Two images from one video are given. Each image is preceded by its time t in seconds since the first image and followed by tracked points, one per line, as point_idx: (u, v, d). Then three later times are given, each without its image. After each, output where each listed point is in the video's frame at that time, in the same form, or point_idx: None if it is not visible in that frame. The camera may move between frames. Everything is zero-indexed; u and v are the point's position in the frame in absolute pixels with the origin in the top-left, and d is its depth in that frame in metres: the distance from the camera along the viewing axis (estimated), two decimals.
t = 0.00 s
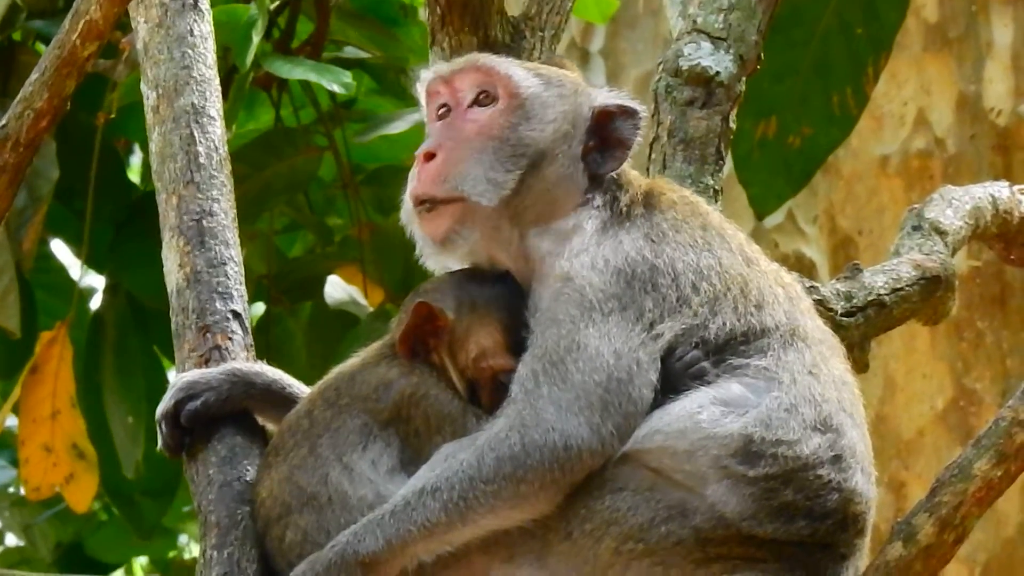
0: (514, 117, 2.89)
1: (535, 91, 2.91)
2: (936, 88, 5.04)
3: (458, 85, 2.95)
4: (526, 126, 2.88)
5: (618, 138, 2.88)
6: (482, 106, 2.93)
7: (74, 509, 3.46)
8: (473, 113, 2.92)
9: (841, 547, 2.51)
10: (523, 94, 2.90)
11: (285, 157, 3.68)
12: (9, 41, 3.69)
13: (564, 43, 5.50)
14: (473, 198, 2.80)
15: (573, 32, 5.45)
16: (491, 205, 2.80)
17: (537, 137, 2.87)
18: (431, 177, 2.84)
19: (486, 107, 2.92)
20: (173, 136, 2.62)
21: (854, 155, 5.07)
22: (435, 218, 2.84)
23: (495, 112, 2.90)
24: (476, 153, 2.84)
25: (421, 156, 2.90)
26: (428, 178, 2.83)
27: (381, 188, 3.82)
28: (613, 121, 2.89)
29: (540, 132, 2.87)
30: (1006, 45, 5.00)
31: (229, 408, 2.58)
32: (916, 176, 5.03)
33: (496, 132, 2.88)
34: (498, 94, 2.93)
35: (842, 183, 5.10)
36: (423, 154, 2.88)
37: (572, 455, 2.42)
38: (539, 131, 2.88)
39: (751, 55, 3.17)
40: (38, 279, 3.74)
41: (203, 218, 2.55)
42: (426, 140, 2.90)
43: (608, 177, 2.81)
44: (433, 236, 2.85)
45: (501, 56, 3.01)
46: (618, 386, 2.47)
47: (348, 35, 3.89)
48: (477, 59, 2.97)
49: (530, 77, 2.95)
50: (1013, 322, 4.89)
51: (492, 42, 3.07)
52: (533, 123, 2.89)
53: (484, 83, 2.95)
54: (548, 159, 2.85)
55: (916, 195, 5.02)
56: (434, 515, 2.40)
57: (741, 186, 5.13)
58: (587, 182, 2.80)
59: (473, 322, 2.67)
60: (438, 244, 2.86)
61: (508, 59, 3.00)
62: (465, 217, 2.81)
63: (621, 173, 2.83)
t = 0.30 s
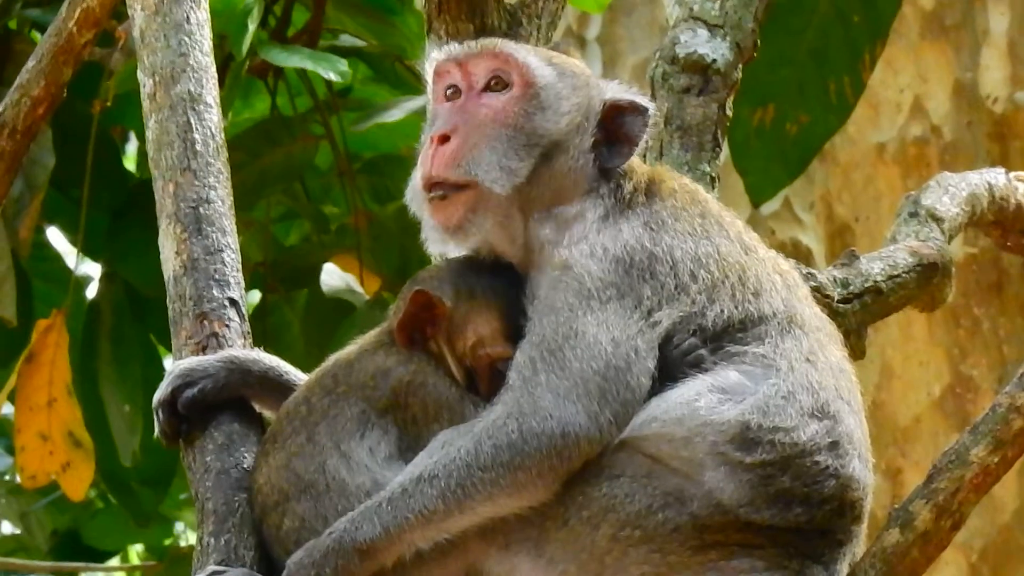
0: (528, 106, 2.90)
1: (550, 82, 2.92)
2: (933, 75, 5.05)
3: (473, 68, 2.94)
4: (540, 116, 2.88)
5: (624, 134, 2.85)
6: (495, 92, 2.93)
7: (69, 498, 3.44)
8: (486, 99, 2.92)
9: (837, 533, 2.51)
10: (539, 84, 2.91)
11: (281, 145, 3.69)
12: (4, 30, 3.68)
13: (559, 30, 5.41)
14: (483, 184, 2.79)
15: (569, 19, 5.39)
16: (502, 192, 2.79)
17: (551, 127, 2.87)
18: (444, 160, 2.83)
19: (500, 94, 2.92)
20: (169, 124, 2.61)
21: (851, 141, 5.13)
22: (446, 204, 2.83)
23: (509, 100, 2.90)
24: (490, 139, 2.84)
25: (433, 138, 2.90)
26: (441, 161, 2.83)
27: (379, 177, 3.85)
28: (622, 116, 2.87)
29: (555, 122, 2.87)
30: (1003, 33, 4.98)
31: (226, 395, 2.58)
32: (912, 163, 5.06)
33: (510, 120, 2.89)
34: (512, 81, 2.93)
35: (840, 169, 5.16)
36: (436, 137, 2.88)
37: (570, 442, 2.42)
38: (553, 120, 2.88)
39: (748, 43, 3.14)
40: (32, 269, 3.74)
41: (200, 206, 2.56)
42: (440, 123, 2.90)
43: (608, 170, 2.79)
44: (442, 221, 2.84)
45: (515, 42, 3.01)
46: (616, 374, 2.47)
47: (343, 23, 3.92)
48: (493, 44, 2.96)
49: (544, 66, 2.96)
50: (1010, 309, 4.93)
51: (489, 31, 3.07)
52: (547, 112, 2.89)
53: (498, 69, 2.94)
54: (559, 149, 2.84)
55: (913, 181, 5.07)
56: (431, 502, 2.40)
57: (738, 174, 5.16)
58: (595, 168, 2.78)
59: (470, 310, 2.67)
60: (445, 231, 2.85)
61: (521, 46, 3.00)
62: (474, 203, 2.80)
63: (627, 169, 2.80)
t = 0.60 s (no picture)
0: (536, 107, 2.86)
1: (554, 81, 2.89)
2: (923, 62, 4.98)
3: (476, 67, 2.86)
4: (550, 117, 2.86)
5: (621, 125, 2.87)
6: (499, 91, 2.87)
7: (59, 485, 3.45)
8: (491, 99, 2.86)
9: (828, 520, 2.50)
10: (544, 84, 2.88)
11: (272, 133, 3.70)
12: None
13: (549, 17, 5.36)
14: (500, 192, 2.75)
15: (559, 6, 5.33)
16: (519, 201, 2.76)
17: (564, 130, 2.85)
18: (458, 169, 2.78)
19: (505, 93, 2.86)
20: (160, 111, 2.61)
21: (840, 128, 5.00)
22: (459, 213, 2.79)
23: (515, 101, 2.85)
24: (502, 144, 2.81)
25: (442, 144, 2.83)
26: (455, 169, 2.77)
27: (370, 164, 3.85)
28: (617, 107, 2.89)
29: (566, 124, 2.85)
30: (992, 20, 4.94)
31: (216, 383, 2.58)
32: (902, 151, 4.99)
33: (518, 122, 2.85)
34: (517, 80, 2.87)
35: (830, 157, 5.04)
36: (448, 143, 2.81)
37: (561, 430, 2.42)
38: (564, 122, 2.86)
39: (739, 29, 3.12)
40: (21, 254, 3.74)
41: (191, 193, 2.55)
42: (448, 128, 2.83)
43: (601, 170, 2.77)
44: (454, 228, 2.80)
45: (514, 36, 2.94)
46: (607, 362, 2.47)
47: (334, 10, 3.92)
48: (495, 40, 2.88)
49: (545, 63, 2.92)
50: (999, 297, 4.86)
51: (479, 19, 3.07)
52: (555, 113, 2.87)
53: (502, 67, 2.88)
54: (569, 150, 2.83)
55: (903, 170, 4.99)
56: (422, 490, 2.39)
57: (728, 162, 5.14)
58: (599, 161, 2.78)
59: (463, 300, 2.68)
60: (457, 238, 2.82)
61: (521, 41, 2.93)
62: (491, 213, 2.76)
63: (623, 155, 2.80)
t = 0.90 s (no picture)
0: (561, 104, 2.83)
1: (577, 82, 2.88)
2: (918, 52, 4.91)
3: (504, 58, 2.80)
4: (574, 116, 2.84)
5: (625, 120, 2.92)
6: (526, 84, 2.81)
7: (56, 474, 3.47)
8: (518, 91, 2.80)
9: (824, 511, 2.49)
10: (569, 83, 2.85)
11: (267, 122, 3.70)
12: None
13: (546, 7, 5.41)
14: (529, 191, 2.71)
15: None
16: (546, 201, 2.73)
17: (590, 130, 2.83)
18: (490, 164, 2.70)
19: (532, 86, 2.81)
20: (155, 101, 2.62)
21: (837, 119, 5.00)
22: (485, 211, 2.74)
23: (543, 96, 2.81)
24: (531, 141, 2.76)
25: (470, 135, 2.74)
26: (488, 165, 2.70)
27: (366, 154, 3.85)
28: (621, 103, 2.93)
29: (591, 124, 2.84)
30: (988, 10, 4.80)
31: (212, 374, 2.58)
32: (898, 140, 4.94)
33: (545, 118, 2.80)
34: (545, 75, 2.83)
35: (824, 147, 5.05)
36: (481, 135, 2.73)
37: (557, 420, 2.41)
38: (588, 122, 2.84)
39: (733, 18, 3.15)
40: (19, 243, 3.77)
41: (186, 183, 2.55)
42: (478, 118, 2.74)
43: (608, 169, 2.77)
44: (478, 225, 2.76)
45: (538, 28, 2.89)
46: (603, 352, 2.47)
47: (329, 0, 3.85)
48: (528, 30, 2.83)
49: (568, 62, 2.91)
50: (995, 287, 4.78)
51: (474, 9, 3.09)
52: (577, 113, 2.85)
53: (531, 59, 2.83)
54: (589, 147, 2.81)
55: (898, 159, 4.94)
56: (418, 480, 2.38)
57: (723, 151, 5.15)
58: (615, 157, 2.79)
59: (459, 290, 2.66)
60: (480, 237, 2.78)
61: (547, 34, 2.89)
62: (517, 217, 2.72)
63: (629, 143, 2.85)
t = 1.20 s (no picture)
0: (577, 97, 2.82)
1: (592, 76, 2.88)
2: (920, 43, 4.91)
3: (522, 48, 2.80)
4: (588, 110, 2.83)
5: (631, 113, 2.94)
6: (542, 75, 2.81)
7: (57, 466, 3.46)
8: (535, 81, 2.79)
9: (825, 502, 2.49)
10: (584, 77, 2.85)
11: (267, 112, 3.70)
12: None
13: None
14: (545, 181, 2.70)
15: None
16: (559, 192, 2.71)
17: (605, 124, 2.82)
18: (510, 152, 2.69)
19: (549, 77, 2.81)
20: (157, 92, 2.62)
21: (837, 109, 5.00)
22: (502, 199, 2.72)
23: (560, 87, 2.80)
24: (548, 131, 2.75)
25: (489, 123, 2.73)
26: (509, 153, 2.69)
27: (366, 144, 3.87)
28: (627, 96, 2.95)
29: (606, 119, 2.83)
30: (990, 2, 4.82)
31: (213, 364, 2.58)
32: (899, 132, 4.93)
33: (561, 110, 2.79)
34: (561, 67, 2.83)
35: (825, 137, 5.05)
36: (501, 122, 2.71)
37: (558, 412, 2.41)
38: (603, 117, 2.84)
39: (735, 9, 3.13)
40: (21, 234, 3.77)
41: (187, 173, 2.55)
42: (498, 106, 2.74)
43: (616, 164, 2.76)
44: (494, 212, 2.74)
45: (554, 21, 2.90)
46: (605, 343, 2.47)
47: None
48: (546, 23, 2.84)
49: (584, 57, 2.91)
50: (996, 278, 4.78)
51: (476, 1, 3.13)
52: (592, 107, 2.84)
53: (548, 51, 2.83)
54: (600, 141, 2.80)
55: (899, 151, 4.93)
56: (420, 472, 2.38)
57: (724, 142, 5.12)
58: (626, 151, 2.78)
59: (458, 279, 2.66)
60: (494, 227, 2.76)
61: (563, 28, 2.90)
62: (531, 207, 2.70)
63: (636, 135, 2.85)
